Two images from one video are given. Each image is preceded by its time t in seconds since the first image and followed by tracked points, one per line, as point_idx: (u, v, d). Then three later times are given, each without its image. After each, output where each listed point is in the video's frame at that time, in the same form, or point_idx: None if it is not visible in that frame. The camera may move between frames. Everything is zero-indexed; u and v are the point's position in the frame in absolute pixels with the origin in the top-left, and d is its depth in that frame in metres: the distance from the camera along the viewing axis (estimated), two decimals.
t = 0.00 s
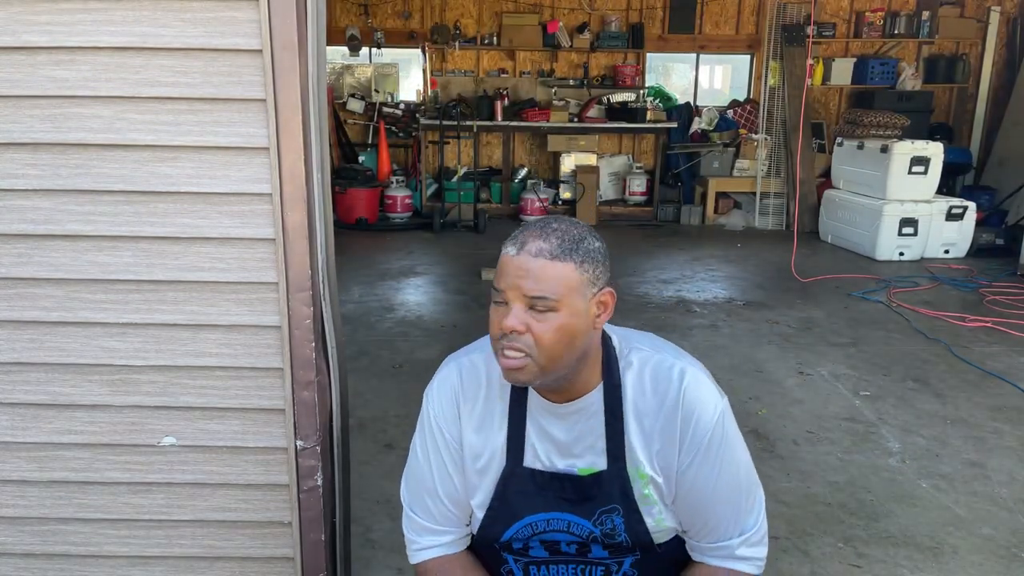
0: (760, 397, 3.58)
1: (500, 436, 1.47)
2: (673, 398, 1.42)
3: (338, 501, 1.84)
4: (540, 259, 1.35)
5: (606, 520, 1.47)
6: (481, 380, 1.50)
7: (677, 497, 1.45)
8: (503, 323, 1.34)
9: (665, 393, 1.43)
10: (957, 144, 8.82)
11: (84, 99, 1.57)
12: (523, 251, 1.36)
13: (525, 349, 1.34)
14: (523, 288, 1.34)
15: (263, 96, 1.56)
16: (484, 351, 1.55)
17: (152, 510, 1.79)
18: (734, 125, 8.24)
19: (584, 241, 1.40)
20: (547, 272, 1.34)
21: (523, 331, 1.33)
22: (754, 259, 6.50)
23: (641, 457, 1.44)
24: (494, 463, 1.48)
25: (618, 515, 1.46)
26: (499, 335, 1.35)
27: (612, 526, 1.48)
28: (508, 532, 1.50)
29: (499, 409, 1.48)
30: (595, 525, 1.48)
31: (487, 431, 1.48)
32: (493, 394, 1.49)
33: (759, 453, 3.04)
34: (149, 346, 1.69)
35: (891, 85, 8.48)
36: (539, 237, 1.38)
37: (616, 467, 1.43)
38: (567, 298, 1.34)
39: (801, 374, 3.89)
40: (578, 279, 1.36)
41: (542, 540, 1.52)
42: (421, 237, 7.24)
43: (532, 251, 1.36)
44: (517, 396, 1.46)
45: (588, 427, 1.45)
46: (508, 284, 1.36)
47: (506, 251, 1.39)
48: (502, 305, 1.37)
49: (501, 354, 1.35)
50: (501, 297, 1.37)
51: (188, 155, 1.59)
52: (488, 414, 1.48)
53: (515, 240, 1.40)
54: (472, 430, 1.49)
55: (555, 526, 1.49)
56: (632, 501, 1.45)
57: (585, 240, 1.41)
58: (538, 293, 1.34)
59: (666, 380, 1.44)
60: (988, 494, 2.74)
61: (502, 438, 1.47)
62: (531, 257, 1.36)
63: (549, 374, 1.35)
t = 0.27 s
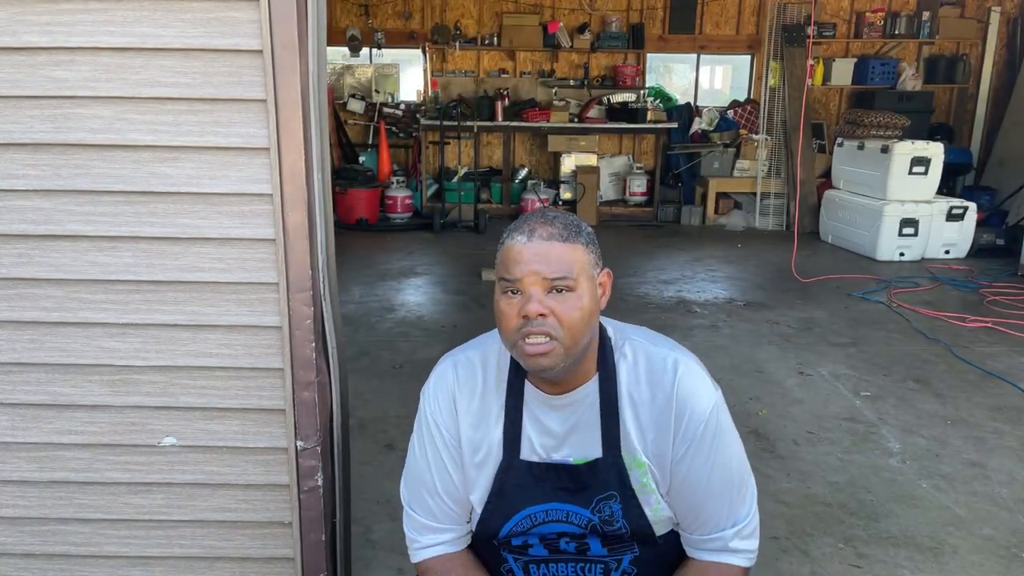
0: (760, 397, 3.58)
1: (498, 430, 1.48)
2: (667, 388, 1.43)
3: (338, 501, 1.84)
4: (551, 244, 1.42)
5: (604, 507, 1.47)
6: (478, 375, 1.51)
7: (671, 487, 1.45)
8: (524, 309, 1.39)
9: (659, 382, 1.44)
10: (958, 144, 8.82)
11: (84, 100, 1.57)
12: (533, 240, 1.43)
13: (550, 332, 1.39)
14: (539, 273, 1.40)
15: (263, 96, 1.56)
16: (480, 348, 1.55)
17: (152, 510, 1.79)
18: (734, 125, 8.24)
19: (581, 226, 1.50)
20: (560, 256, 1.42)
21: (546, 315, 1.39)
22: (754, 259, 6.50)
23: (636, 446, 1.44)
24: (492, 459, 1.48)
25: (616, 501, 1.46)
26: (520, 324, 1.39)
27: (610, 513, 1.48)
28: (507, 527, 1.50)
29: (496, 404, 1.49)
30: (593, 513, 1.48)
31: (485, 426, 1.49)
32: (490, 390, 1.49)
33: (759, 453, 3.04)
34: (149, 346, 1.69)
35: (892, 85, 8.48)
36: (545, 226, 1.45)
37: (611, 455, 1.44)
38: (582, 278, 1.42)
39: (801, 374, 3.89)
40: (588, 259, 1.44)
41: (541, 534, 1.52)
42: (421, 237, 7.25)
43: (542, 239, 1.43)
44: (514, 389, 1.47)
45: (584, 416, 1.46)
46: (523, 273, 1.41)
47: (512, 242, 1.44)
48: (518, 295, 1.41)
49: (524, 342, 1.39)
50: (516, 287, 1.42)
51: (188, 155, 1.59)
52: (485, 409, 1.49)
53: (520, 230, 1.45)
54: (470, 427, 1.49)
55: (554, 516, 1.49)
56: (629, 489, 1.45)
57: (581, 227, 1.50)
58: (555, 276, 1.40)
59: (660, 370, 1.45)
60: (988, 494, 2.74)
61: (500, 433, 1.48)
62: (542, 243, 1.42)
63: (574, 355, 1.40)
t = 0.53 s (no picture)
0: (760, 397, 3.58)
1: (496, 429, 1.48)
2: (666, 386, 1.43)
3: (338, 501, 1.84)
4: (549, 239, 1.42)
5: (603, 505, 1.47)
6: (475, 375, 1.51)
7: (671, 485, 1.45)
8: (524, 304, 1.39)
9: (657, 380, 1.44)
10: (958, 144, 8.82)
11: (84, 100, 1.57)
12: (532, 235, 1.43)
13: (550, 326, 1.38)
14: (538, 268, 1.40)
15: (263, 96, 1.56)
16: (478, 347, 1.55)
17: (152, 510, 1.79)
18: (734, 125, 8.25)
19: (579, 222, 1.50)
20: (558, 251, 1.42)
21: (546, 309, 1.39)
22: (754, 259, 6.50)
23: (635, 444, 1.44)
24: (490, 457, 1.48)
25: (614, 499, 1.46)
26: (520, 319, 1.39)
27: (609, 511, 1.47)
28: (506, 525, 1.50)
29: (494, 403, 1.48)
30: (592, 510, 1.48)
31: (483, 425, 1.48)
32: (488, 389, 1.49)
33: (759, 453, 3.04)
34: (149, 346, 1.69)
35: (892, 85, 8.48)
36: (543, 222, 1.46)
37: (610, 452, 1.44)
38: (580, 273, 1.42)
39: (801, 374, 3.89)
40: (586, 254, 1.45)
41: (539, 532, 1.51)
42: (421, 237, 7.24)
43: (540, 234, 1.43)
44: (512, 387, 1.47)
45: (583, 412, 1.46)
46: (522, 268, 1.41)
47: (511, 238, 1.44)
48: (517, 290, 1.41)
49: (523, 337, 1.39)
50: (515, 283, 1.42)
51: (188, 155, 1.59)
52: (483, 408, 1.49)
53: (518, 226, 1.45)
54: (468, 425, 1.49)
55: (553, 514, 1.49)
56: (628, 486, 1.45)
57: (579, 223, 1.51)
58: (553, 271, 1.40)
59: (659, 369, 1.45)
60: (988, 494, 2.74)
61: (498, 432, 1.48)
62: (541, 239, 1.42)
63: (573, 349, 1.39)
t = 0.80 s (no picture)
0: (760, 397, 3.58)
1: (498, 430, 1.48)
2: (669, 388, 1.43)
3: (338, 502, 1.84)
4: (551, 241, 1.42)
5: (605, 507, 1.47)
6: (478, 376, 1.51)
7: (673, 487, 1.45)
8: (528, 307, 1.39)
9: (661, 384, 1.44)
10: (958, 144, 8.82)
11: (84, 100, 1.57)
12: (534, 237, 1.43)
13: (554, 329, 1.39)
14: (541, 271, 1.41)
15: (263, 96, 1.56)
16: (480, 348, 1.55)
17: (152, 510, 1.79)
18: (734, 126, 8.30)
19: (580, 222, 1.50)
20: (561, 253, 1.42)
21: (550, 311, 1.39)
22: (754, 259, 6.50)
23: (638, 446, 1.44)
24: (492, 459, 1.48)
25: (617, 500, 1.46)
26: (525, 322, 1.40)
27: (611, 512, 1.47)
28: (507, 526, 1.49)
29: (495, 404, 1.49)
30: (594, 512, 1.48)
31: (485, 426, 1.49)
32: (490, 390, 1.49)
33: (759, 453, 3.04)
34: (149, 345, 1.69)
35: (892, 85, 8.48)
36: (544, 223, 1.45)
37: (613, 454, 1.43)
38: (583, 275, 1.42)
39: (801, 374, 3.89)
40: (588, 255, 1.45)
41: (541, 533, 1.51)
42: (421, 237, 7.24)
43: (543, 236, 1.43)
44: (514, 389, 1.47)
45: (586, 415, 1.46)
46: (525, 271, 1.41)
47: (513, 240, 1.44)
48: (522, 293, 1.41)
49: (529, 340, 1.39)
50: (518, 286, 1.42)
51: (188, 155, 1.59)
52: (485, 409, 1.49)
53: (520, 228, 1.45)
54: (470, 426, 1.49)
55: (555, 516, 1.49)
56: (630, 488, 1.45)
57: (580, 223, 1.50)
58: (557, 273, 1.40)
59: (662, 371, 1.45)
60: (988, 494, 2.74)
61: (500, 433, 1.48)
62: (543, 241, 1.42)
63: (578, 351, 1.40)
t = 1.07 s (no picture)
0: (760, 397, 3.58)
1: (500, 430, 1.48)
2: (671, 389, 1.43)
3: (338, 501, 1.85)
4: (552, 241, 1.42)
5: (606, 507, 1.47)
6: (480, 377, 1.51)
7: (676, 488, 1.45)
8: (531, 307, 1.39)
9: (663, 384, 1.44)
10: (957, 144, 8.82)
11: (84, 100, 1.57)
12: (535, 238, 1.43)
13: (557, 328, 1.39)
14: (543, 271, 1.41)
15: (263, 96, 1.56)
16: (482, 349, 1.55)
17: (152, 510, 1.79)
18: (734, 125, 8.31)
19: (581, 223, 1.50)
20: (563, 253, 1.42)
21: (553, 311, 1.39)
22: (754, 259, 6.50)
23: (640, 446, 1.44)
24: (494, 459, 1.48)
25: (618, 501, 1.46)
26: (528, 322, 1.39)
27: (612, 513, 1.47)
28: (509, 527, 1.50)
29: (497, 405, 1.49)
30: (596, 513, 1.47)
31: (487, 427, 1.49)
32: (492, 391, 1.50)
33: (759, 452, 3.04)
34: (149, 345, 1.69)
35: (891, 85, 8.47)
36: (545, 224, 1.46)
37: (615, 454, 1.44)
38: (585, 275, 1.42)
39: (801, 374, 3.89)
40: (590, 255, 1.45)
41: (542, 534, 1.51)
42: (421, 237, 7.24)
43: (544, 236, 1.43)
44: (516, 389, 1.47)
45: (588, 416, 1.46)
46: (527, 271, 1.41)
47: (514, 241, 1.44)
48: (524, 294, 1.41)
49: (531, 340, 1.39)
50: (520, 286, 1.42)
51: (188, 155, 1.59)
52: (486, 410, 1.49)
53: (521, 229, 1.45)
54: (472, 427, 1.49)
55: (556, 517, 1.49)
56: (633, 488, 1.45)
57: (580, 223, 1.50)
58: (558, 273, 1.40)
59: (664, 371, 1.45)
60: (987, 494, 2.74)
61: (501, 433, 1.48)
62: (544, 241, 1.43)
63: (581, 350, 1.40)
